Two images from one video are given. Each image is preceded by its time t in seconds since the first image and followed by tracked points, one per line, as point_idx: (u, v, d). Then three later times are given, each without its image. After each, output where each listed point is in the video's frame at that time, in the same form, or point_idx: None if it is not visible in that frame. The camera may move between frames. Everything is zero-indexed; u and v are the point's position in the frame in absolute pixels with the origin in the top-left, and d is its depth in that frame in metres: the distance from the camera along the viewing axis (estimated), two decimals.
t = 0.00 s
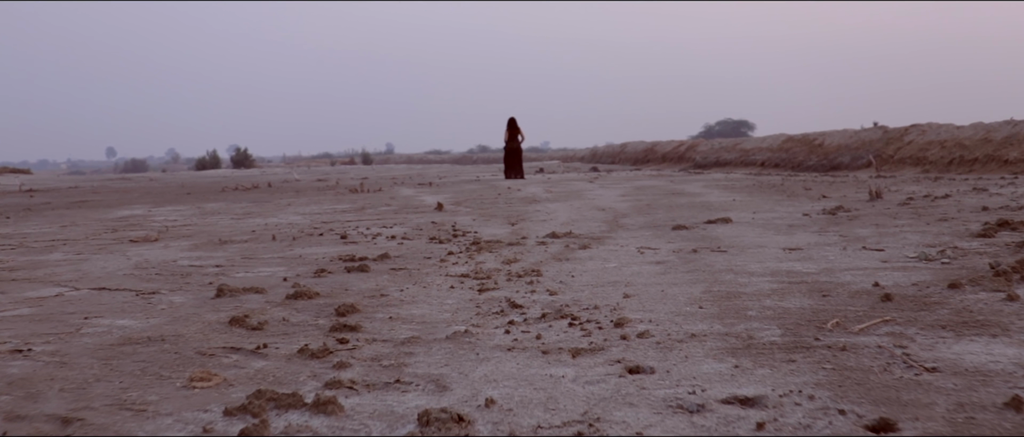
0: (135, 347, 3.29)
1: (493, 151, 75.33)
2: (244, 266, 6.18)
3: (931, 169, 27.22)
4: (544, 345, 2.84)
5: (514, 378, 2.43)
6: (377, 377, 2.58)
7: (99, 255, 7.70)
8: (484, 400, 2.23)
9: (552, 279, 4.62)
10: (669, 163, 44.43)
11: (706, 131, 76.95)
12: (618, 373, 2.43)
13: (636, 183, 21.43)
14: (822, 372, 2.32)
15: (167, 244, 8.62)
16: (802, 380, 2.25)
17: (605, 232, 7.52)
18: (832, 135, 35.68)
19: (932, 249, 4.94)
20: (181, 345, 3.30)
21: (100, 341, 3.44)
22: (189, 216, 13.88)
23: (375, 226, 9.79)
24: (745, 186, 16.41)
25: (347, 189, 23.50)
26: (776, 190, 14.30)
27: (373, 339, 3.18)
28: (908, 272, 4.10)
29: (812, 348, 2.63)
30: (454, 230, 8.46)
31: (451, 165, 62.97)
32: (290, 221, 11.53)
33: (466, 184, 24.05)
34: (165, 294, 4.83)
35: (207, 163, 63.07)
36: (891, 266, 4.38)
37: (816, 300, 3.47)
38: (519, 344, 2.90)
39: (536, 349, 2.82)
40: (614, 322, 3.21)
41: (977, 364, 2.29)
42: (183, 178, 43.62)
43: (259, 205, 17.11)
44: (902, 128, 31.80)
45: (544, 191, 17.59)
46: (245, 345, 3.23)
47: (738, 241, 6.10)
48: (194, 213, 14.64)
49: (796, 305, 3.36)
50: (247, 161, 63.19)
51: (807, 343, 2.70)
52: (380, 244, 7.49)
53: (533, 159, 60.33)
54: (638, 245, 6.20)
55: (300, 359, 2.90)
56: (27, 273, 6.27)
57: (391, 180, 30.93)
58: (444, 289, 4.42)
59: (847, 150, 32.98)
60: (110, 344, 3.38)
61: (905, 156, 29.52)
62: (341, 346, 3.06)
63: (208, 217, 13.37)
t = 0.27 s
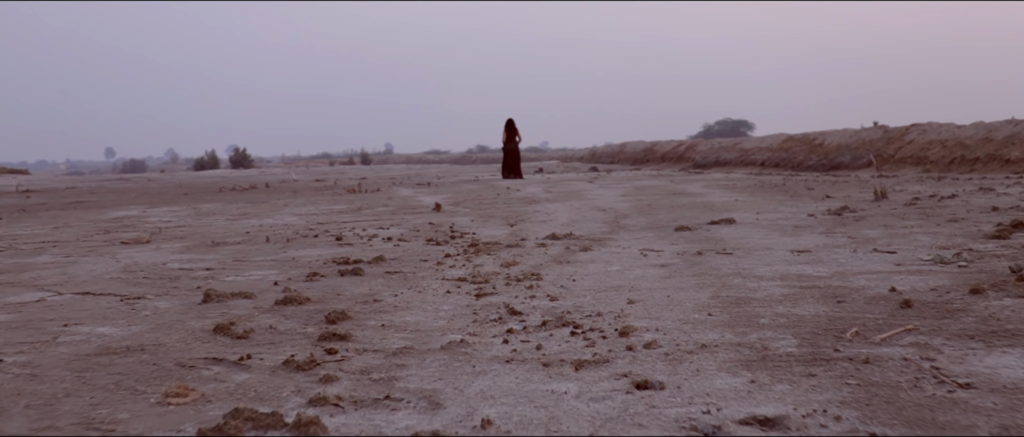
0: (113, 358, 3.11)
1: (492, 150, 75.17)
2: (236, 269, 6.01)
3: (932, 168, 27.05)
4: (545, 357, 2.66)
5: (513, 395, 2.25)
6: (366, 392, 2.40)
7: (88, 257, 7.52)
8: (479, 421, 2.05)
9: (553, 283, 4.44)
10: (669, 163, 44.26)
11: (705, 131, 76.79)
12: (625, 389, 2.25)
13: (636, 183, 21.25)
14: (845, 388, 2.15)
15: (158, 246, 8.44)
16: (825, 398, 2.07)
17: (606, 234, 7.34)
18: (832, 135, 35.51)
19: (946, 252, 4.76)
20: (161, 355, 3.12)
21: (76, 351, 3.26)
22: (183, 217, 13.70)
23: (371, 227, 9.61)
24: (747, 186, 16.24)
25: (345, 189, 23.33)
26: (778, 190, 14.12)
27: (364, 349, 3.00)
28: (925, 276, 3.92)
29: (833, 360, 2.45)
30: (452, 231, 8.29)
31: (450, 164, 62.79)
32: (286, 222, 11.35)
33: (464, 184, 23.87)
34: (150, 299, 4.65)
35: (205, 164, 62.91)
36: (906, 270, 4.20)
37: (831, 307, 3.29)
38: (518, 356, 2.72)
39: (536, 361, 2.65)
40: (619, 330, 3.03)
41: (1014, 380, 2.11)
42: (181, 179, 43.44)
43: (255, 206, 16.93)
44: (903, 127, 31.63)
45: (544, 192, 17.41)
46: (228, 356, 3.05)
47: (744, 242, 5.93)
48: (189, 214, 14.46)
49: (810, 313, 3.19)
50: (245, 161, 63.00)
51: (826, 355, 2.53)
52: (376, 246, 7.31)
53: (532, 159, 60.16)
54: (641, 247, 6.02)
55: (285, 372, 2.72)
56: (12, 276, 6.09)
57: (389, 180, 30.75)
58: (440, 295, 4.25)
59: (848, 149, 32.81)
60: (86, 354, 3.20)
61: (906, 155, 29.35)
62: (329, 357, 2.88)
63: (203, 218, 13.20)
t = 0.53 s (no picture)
0: (83, 368, 2.92)
1: (491, 150, 75.00)
2: (224, 272, 5.82)
3: (933, 169, 26.88)
4: (543, 370, 2.47)
5: (508, 415, 2.06)
6: (349, 411, 2.21)
7: (75, 259, 7.33)
8: None
9: (552, 288, 4.26)
10: (668, 162, 44.10)
11: (705, 131, 76.61)
12: (630, 410, 2.07)
13: (636, 183, 21.08)
14: (871, 409, 1.96)
15: (148, 247, 8.25)
16: (849, 421, 1.89)
17: (607, 235, 7.15)
18: (833, 135, 35.33)
19: (961, 255, 4.58)
20: (134, 366, 2.93)
21: (44, 361, 3.07)
22: (178, 218, 13.51)
23: (366, 228, 9.42)
24: (748, 186, 16.05)
25: (343, 189, 23.13)
26: (780, 190, 13.94)
27: (351, 361, 2.81)
28: (943, 281, 3.73)
29: (855, 376, 2.26)
30: (449, 232, 8.10)
31: (449, 164, 62.61)
32: (281, 223, 11.17)
33: (462, 183, 23.69)
34: (132, 304, 4.46)
35: (204, 163, 62.73)
36: (921, 274, 4.02)
37: (846, 315, 3.10)
38: (513, 369, 2.54)
39: (533, 375, 2.46)
40: (622, 341, 2.85)
41: None
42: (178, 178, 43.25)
43: (250, 206, 16.75)
44: (904, 127, 31.47)
45: (543, 192, 17.24)
46: (206, 367, 2.86)
47: (750, 245, 5.74)
48: (183, 214, 14.27)
49: (824, 321, 3.00)
50: (244, 160, 62.86)
51: (847, 369, 2.34)
52: (370, 247, 7.13)
53: (531, 159, 59.99)
54: (642, 249, 5.84)
55: (264, 387, 2.53)
56: None
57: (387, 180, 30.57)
58: (434, 300, 4.06)
59: (848, 149, 32.62)
60: (55, 365, 3.01)
61: (907, 155, 29.17)
62: (312, 370, 2.70)
63: (197, 219, 13.00)
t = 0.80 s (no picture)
0: (54, 380, 2.76)
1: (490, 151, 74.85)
2: (213, 276, 5.66)
3: (934, 168, 26.72)
4: (541, 384, 2.31)
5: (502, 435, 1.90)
6: (331, 428, 2.05)
7: (63, 261, 7.17)
8: None
9: (551, 292, 4.10)
10: (668, 162, 43.95)
11: (705, 131, 76.47)
12: (634, 429, 1.90)
13: (635, 183, 20.92)
14: (898, 428, 1.80)
15: (139, 249, 8.09)
16: None
17: (607, 236, 6.99)
18: (833, 134, 35.17)
19: (974, 258, 4.41)
20: (109, 377, 2.77)
21: (15, 371, 2.91)
22: (172, 218, 13.35)
23: (362, 229, 9.26)
24: (749, 186, 15.90)
25: (341, 189, 22.98)
26: (782, 190, 13.77)
27: (337, 372, 2.65)
28: (959, 285, 3.57)
29: (876, 391, 2.10)
30: (445, 234, 7.94)
31: (448, 164, 62.46)
32: (277, 224, 11.01)
33: (461, 184, 23.54)
34: (114, 309, 4.30)
35: (203, 163, 62.70)
36: (936, 278, 3.85)
37: (861, 321, 2.94)
38: (509, 382, 2.37)
39: (531, 388, 2.30)
40: (625, 351, 2.68)
41: None
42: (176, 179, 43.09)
43: (246, 206, 16.59)
44: (904, 127, 31.31)
45: (542, 192, 17.08)
46: (184, 379, 2.70)
47: (754, 247, 5.58)
48: (178, 215, 14.11)
49: (838, 329, 2.84)
50: (243, 160, 62.71)
51: (867, 382, 2.18)
52: (365, 249, 6.97)
53: (529, 159, 59.83)
54: (644, 251, 5.68)
55: (242, 401, 2.37)
56: None
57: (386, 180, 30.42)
58: (427, 305, 3.90)
59: (849, 149, 32.47)
60: (26, 375, 2.85)
61: (908, 155, 29.01)
62: (295, 382, 2.53)
63: (191, 220, 12.85)
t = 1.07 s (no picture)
0: (15, 394, 2.57)
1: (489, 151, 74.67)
2: (200, 279, 5.46)
3: (935, 169, 26.55)
4: (537, 403, 2.12)
5: None
6: None
7: (48, 263, 6.98)
8: None
9: (549, 298, 3.91)
10: (667, 163, 43.79)
11: (704, 131, 76.30)
12: None
13: (635, 183, 20.74)
14: None
15: (128, 251, 7.90)
16: None
17: (608, 238, 6.80)
18: (833, 134, 35.01)
19: (991, 261, 4.23)
20: (74, 392, 2.58)
21: None
22: (166, 219, 13.17)
23: (357, 230, 9.08)
24: (750, 187, 15.74)
25: (338, 190, 22.80)
26: (785, 190, 13.59)
27: (318, 387, 2.46)
28: (980, 291, 3.39)
29: (905, 412, 1.91)
30: (442, 235, 7.75)
31: (448, 164, 62.30)
32: (272, 225, 10.82)
33: (459, 184, 23.36)
34: (92, 315, 4.10)
35: (201, 163, 62.53)
36: (953, 283, 3.67)
37: (879, 331, 2.75)
38: (504, 400, 2.19)
39: (526, 407, 2.11)
40: (628, 364, 2.49)
41: None
42: (174, 179, 42.90)
43: (242, 207, 16.41)
44: (905, 127, 31.15)
45: (541, 193, 16.91)
46: (154, 393, 2.51)
47: (759, 249, 5.39)
48: (173, 216, 13.93)
49: (856, 339, 2.65)
50: (242, 161, 62.54)
51: (894, 402, 1.99)
52: (358, 252, 6.78)
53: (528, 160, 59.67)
54: (645, 254, 5.49)
55: (213, 420, 2.18)
56: None
57: (385, 180, 30.26)
58: (419, 312, 3.71)
59: (849, 149, 32.29)
60: None
61: (909, 155, 28.84)
62: (272, 398, 2.35)
63: (185, 221, 12.66)
